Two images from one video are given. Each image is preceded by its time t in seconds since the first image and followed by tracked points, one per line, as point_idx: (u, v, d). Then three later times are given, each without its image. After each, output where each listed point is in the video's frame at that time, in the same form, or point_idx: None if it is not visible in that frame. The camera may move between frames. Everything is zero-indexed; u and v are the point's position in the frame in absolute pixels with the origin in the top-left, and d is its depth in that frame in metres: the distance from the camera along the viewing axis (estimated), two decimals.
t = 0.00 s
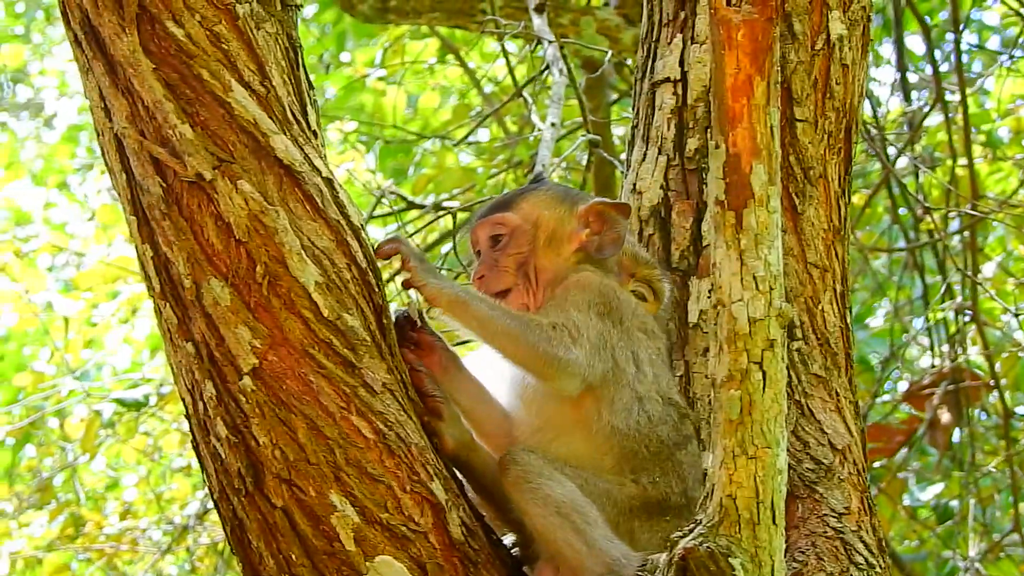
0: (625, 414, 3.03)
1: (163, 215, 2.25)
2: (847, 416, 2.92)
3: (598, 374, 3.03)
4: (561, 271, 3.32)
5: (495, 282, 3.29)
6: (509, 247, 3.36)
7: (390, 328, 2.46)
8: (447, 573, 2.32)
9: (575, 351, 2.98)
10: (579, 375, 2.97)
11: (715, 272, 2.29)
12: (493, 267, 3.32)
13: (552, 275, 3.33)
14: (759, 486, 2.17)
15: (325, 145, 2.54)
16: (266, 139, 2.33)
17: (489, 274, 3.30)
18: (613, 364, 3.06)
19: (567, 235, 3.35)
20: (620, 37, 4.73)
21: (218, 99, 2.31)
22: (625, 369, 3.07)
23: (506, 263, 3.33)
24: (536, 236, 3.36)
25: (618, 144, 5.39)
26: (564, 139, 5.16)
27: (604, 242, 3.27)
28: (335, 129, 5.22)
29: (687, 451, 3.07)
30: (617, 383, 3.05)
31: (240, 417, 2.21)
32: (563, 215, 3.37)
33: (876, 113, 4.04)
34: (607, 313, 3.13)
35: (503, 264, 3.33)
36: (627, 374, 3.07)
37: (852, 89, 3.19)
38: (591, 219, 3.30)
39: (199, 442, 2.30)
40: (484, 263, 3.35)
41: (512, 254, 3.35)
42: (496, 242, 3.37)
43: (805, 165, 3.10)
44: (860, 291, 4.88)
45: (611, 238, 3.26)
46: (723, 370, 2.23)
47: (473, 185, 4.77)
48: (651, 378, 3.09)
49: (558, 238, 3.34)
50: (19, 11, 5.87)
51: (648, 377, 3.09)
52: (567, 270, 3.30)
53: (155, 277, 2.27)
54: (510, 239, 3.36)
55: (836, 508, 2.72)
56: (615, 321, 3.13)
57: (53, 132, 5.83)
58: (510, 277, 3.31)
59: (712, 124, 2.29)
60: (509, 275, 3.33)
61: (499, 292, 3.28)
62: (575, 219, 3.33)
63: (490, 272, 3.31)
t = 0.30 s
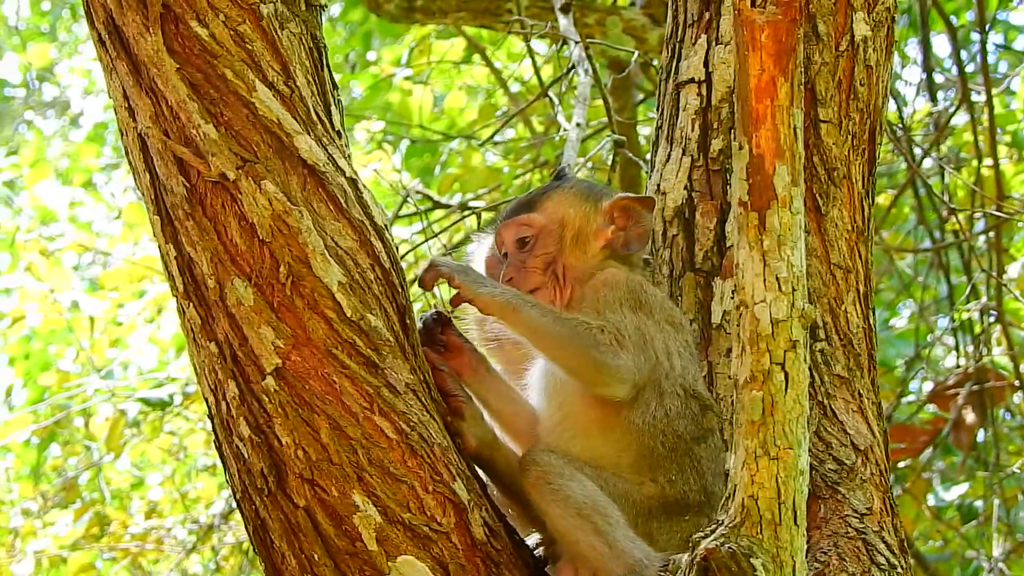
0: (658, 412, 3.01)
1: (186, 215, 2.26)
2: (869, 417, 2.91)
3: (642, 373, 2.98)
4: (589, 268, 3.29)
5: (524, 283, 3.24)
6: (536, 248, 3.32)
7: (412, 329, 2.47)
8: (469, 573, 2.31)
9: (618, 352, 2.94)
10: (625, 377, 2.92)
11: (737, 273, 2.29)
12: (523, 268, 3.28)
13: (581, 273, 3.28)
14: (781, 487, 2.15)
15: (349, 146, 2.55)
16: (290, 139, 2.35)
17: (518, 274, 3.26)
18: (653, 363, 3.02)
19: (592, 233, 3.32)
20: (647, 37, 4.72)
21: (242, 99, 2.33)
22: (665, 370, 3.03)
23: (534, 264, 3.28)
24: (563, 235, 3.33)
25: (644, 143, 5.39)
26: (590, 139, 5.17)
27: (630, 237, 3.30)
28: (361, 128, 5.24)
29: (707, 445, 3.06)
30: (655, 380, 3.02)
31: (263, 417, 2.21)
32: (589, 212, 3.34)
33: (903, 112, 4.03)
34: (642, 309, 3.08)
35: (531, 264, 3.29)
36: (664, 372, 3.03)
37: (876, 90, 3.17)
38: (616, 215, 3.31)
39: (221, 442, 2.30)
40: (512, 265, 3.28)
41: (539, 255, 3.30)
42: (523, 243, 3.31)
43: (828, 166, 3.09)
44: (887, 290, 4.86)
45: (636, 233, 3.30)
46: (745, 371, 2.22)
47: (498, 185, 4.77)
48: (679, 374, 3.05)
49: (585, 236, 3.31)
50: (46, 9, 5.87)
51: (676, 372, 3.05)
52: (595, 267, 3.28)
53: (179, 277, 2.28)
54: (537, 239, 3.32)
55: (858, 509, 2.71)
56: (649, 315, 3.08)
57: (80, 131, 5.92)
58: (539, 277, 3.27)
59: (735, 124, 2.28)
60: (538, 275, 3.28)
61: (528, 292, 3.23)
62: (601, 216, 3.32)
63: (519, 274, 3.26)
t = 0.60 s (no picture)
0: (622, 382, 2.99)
1: (193, 204, 2.27)
2: (876, 409, 2.91)
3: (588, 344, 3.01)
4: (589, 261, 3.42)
5: (524, 275, 3.40)
6: (536, 240, 3.44)
7: (419, 320, 2.47)
8: (475, 564, 2.29)
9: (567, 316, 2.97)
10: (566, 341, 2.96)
11: (743, 264, 2.28)
12: (522, 260, 3.42)
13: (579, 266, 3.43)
14: (786, 479, 2.15)
15: (356, 137, 2.56)
16: (297, 129, 2.35)
17: (517, 267, 3.41)
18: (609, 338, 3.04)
19: (593, 226, 3.43)
20: (657, 29, 4.70)
21: (249, 89, 2.33)
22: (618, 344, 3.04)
23: (533, 256, 3.43)
24: (563, 227, 3.44)
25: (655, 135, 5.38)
26: (600, 131, 5.16)
27: (631, 231, 3.43)
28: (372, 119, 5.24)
29: (709, 431, 3.07)
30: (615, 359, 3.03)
31: (269, 407, 2.21)
32: (590, 206, 3.44)
33: (913, 105, 4.01)
34: (613, 292, 3.12)
35: (531, 257, 3.43)
36: (629, 352, 3.04)
37: (884, 83, 3.16)
38: (618, 209, 3.42)
39: (227, 433, 2.30)
40: (513, 257, 3.43)
41: (538, 246, 3.44)
42: (524, 236, 3.44)
43: (836, 158, 3.09)
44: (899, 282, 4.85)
45: (638, 227, 3.43)
46: (751, 363, 2.22)
47: (508, 177, 4.77)
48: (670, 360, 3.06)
49: (585, 229, 3.42)
50: None
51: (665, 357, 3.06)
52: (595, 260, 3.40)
53: (185, 267, 2.28)
54: (537, 232, 3.44)
55: (864, 501, 2.71)
56: (624, 301, 3.12)
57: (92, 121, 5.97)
58: (539, 269, 3.42)
59: (742, 117, 2.29)
60: (538, 267, 3.43)
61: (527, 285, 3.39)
62: (602, 210, 3.41)
63: (519, 266, 3.41)
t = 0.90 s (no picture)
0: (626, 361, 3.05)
1: (197, 187, 2.27)
2: (879, 394, 2.92)
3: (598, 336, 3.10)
4: (585, 243, 3.46)
5: (520, 251, 3.43)
6: (534, 219, 3.49)
7: (423, 303, 2.47)
8: (478, 547, 2.28)
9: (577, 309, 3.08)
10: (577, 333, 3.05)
11: (747, 249, 2.29)
12: (519, 237, 3.46)
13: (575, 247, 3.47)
14: (789, 463, 2.15)
15: (360, 121, 2.56)
16: (302, 113, 2.35)
17: (515, 244, 3.45)
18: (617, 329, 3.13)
19: (592, 209, 3.48)
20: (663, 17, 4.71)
21: (254, 72, 2.33)
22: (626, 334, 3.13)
23: (530, 233, 3.46)
24: (562, 208, 3.50)
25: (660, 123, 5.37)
26: (605, 118, 5.16)
27: (629, 215, 3.49)
28: (377, 106, 5.24)
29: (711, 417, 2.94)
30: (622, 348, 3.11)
31: (273, 389, 2.21)
32: (590, 189, 3.50)
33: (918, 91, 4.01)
34: (619, 285, 3.21)
35: (529, 235, 3.46)
36: (636, 343, 3.11)
37: (888, 70, 3.19)
38: (617, 193, 3.48)
39: (231, 415, 2.30)
40: (510, 233, 3.47)
41: (536, 225, 3.48)
42: (522, 213, 3.49)
43: (840, 143, 3.10)
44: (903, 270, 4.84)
45: (636, 211, 3.49)
46: (755, 347, 2.23)
47: (512, 164, 4.77)
48: (671, 347, 3.10)
49: (584, 212, 3.47)
50: None
51: (667, 344, 3.10)
52: (591, 243, 3.45)
53: (189, 249, 2.29)
54: (536, 211, 3.49)
55: (867, 486, 2.70)
56: (625, 292, 3.20)
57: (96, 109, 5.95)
58: (535, 247, 3.46)
59: (746, 101, 2.25)
60: (534, 245, 3.47)
61: (524, 262, 3.43)
62: (601, 193, 3.47)
63: (515, 242, 3.45)
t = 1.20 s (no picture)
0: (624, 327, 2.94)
1: (202, 162, 2.25)
2: (882, 371, 2.94)
3: (603, 312, 2.90)
4: (588, 221, 3.34)
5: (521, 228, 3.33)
6: (538, 194, 3.39)
7: (427, 279, 2.46)
8: (482, 523, 2.25)
9: (585, 285, 2.87)
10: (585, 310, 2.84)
11: (751, 227, 2.25)
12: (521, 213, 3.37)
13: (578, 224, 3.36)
14: (793, 440, 2.12)
15: (366, 96, 2.55)
16: (307, 88, 2.33)
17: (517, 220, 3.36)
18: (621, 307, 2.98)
19: (597, 185, 3.35)
20: None
21: (259, 47, 2.31)
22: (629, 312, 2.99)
23: (534, 209, 3.38)
24: (566, 183, 3.37)
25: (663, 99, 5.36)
26: (607, 94, 5.15)
27: (634, 194, 3.34)
28: (379, 82, 5.22)
29: (716, 392, 3.00)
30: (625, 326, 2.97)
31: (277, 365, 2.20)
32: (597, 164, 3.36)
33: (920, 69, 4.01)
34: (621, 260, 3.09)
35: (533, 211, 3.37)
36: (637, 318, 3.00)
37: (892, 46, 3.21)
38: (624, 170, 3.33)
39: (236, 391, 2.29)
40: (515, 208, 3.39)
41: (539, 200, 3.39)
42: (527, 188, 3.40)
43: (844, 121, 3.12)
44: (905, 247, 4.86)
45: (641, 191, 3.34)
46: (759, 323, 2.20)
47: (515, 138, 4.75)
48: (674, 321, 3.06)
49: (587, 188, 3.34)
50: None
51: (671, 319, 3.06)
52: (594, 220, 3.32)
53: (194, 225, 2.28)
54: (540, 185, 3.39)
55: (870, 463, 2.72)
56: (628, 267, 3.09)
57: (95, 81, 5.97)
58: (537, 223, 3.36)
59: (751, 79, 2.26)
60: (537, 221, 3.38)
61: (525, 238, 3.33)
62: (608, 170, 3.33)
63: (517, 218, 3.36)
